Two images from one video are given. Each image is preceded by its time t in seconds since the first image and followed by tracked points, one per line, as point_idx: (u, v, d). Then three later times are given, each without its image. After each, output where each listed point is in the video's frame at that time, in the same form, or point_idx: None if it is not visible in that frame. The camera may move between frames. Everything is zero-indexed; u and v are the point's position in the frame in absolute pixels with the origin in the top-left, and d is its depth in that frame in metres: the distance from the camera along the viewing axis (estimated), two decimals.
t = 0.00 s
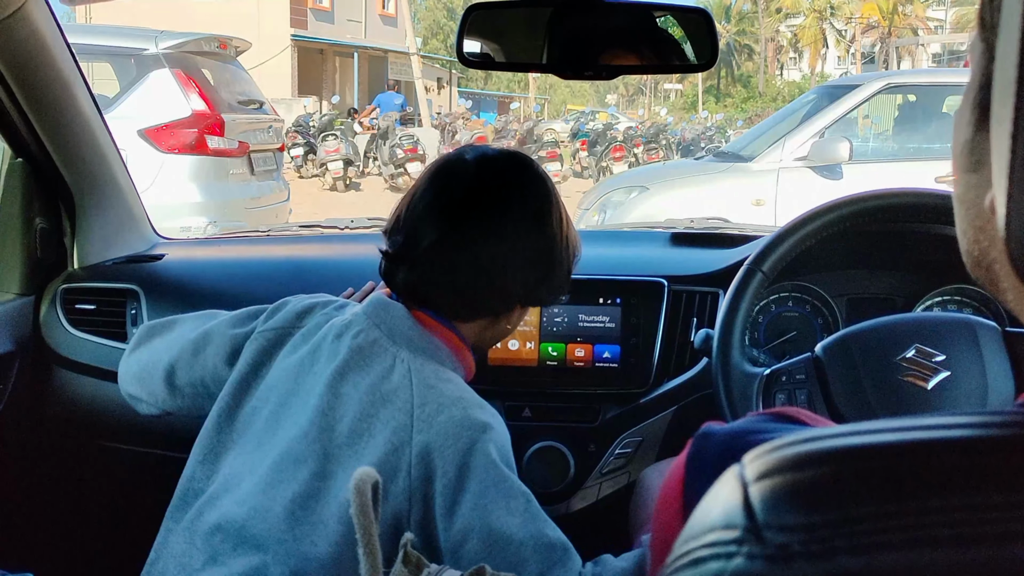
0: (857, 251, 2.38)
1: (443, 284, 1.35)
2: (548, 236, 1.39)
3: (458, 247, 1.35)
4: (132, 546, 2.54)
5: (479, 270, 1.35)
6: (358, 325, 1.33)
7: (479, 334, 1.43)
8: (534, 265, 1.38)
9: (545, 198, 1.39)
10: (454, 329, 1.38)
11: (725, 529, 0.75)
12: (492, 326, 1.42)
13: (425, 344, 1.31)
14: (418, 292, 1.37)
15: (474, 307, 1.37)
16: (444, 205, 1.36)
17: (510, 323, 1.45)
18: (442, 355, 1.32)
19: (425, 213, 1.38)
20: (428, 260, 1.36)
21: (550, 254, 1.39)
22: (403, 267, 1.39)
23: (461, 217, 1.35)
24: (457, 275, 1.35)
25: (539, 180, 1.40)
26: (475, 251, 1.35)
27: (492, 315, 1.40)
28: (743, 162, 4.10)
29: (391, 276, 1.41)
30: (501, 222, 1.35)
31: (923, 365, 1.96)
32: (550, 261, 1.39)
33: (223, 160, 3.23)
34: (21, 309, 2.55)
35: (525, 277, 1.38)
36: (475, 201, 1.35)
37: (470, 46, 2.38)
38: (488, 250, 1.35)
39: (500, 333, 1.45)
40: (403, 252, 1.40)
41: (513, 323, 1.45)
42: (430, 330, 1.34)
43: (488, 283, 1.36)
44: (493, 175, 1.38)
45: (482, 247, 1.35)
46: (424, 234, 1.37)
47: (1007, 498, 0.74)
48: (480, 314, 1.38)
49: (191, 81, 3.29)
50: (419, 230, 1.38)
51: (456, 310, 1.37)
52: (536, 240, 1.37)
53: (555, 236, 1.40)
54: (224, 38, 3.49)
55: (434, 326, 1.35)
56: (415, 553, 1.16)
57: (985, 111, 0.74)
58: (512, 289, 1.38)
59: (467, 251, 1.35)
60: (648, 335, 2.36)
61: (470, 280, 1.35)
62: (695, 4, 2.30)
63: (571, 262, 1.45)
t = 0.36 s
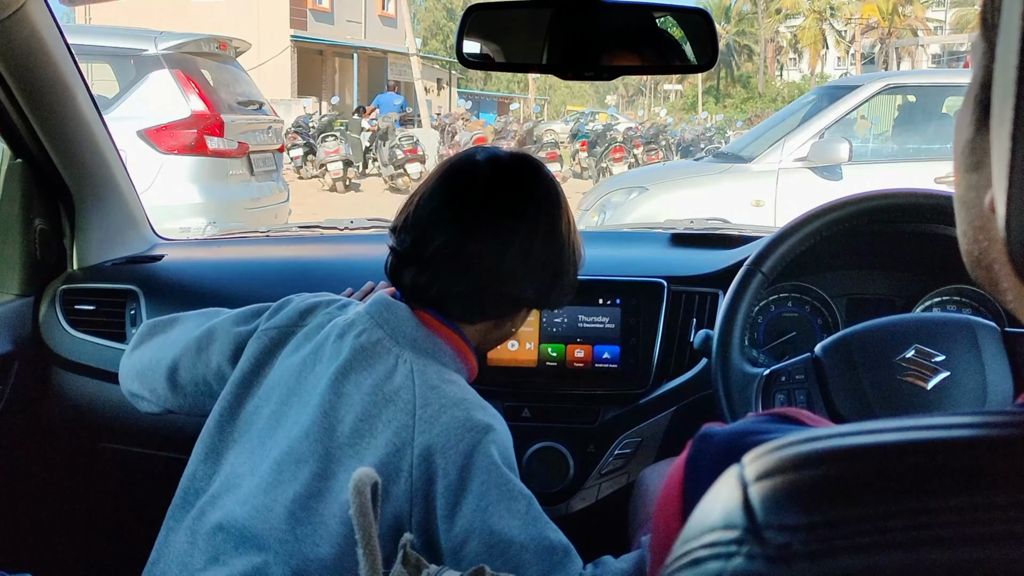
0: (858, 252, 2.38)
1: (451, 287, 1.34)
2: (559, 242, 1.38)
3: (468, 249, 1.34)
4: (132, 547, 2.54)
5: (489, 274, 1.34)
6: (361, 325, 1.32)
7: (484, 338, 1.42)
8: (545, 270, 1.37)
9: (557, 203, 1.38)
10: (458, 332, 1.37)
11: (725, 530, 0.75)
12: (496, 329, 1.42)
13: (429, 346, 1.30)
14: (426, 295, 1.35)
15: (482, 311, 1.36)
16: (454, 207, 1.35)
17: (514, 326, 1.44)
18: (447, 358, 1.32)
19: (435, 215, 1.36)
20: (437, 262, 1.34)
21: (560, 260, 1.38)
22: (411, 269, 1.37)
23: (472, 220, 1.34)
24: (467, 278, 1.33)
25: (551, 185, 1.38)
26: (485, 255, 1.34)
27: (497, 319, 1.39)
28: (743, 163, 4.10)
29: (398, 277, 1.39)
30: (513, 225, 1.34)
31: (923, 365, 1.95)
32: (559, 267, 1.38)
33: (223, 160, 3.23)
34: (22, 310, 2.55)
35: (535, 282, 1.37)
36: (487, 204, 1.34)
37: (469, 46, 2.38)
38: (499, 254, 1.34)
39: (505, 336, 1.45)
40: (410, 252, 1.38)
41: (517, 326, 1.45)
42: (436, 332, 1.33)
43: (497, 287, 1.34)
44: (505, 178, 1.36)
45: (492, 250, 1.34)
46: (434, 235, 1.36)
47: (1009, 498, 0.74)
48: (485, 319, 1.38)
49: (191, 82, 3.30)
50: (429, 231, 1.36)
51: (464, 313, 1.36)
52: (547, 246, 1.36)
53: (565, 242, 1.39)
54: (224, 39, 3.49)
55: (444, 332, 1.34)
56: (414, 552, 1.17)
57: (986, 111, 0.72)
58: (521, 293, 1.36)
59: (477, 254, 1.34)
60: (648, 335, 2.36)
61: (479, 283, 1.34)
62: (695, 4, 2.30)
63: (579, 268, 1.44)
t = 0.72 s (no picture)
0: (857, 251, 2.38)
1: (443, 278, 1.30)
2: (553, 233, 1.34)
3: (459, 239, 1.30)
4: (131, 547, 2.54)
5: (481, 264, 1.30)
6: (349, 323, 1.30)
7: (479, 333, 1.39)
8: (538, 261, 1.33)
9: (550, 192, 1.34)
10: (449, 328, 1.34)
11: (725, 525, 0.75)
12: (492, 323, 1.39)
13: (420, 344, 1.27)
14: (416, 287, 1.32)
15: (475, 303, 1.32)
16: (445, 196, 1.31)
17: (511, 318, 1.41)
18: (438, 355, 1.28)
19: (425, 204, 1.32)
20: (428, 252, 1.31)
21: (554, 251, 1.34)
22: (401, 259, 1.34)
23: (463, 209, 1.30)
24: (459, 269, 1.30)
25: (543, 173, 1.34)
26: (477, 245, 1.30)
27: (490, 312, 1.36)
28: (742, 163, 4.10)
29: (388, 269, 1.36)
30: (505, 215, 1.30)
31: (922, 364, 1.95)
32: (553, 258, 1.35)
33: (222, 161, 3.23)
34: (21, 309, 2.55)
35: (528, 273, 1.33)
36: (477, 193, 1.30)
37: (469, 46, 2.38)
38: (492, 244, 1.30)
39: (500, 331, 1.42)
40: (401, 243, 1.35)
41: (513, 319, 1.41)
42: (425, 329, 1.30)
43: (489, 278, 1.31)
44: (497, 166, 1.32)
45: (484, 241, 1.30)
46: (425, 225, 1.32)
47: (1011, 493, 0.74)
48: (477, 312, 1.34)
49: (190, 83, 3.30)
50: (419, 221, 1.33)
51: (456, 305, 1.32)
52: (540, 236, 1.32)
53: (559, 232, 1.35)
54: (224, 39, 3.50)
55: (435, 329, 1.31)
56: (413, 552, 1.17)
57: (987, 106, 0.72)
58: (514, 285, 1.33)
59: (469, 244, 1.30)
60: (647, 335, 2.36)
61: (471, 274, 1.30)
62: (694, 4, 2.30)
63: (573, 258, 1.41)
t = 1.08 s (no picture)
0: (859, 251, 2.39)
1: (423, 265, 1.21)
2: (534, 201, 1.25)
3: (435, 220, 1.21)
4: (132, 546, 2.54)
5: (462, 244, 1.22)
6: (330, 330, 1.22)
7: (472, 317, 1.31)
8: (522, 235, 1.24)
9: (524, 161, 1.25)
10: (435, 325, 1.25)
11: (727, 522, 0.76)
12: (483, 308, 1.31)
13: (400, 347, 1.18)
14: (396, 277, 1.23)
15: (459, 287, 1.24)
16: (415, 178, 1.22)
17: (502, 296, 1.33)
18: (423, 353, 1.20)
19: (393, 190, 1.23)
20: (403, 239, 1.22)
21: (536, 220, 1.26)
22: (376, 250, 1.24)
23: (435, 189, 1.21)
24: (438, 251, 1.21)
25: (516, 145, 1.26)
26: (455, 224, 1.21)
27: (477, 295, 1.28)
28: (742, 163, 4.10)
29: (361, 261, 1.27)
30: (480, 190, 1.21)
31: (923, 362, 1.95)
32: (537, 229, 1.26)
33: (223, 160, 3.21)
34: (21, 308, 2.55)
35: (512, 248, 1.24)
36: (448, 172, 1.21)
37: (470, 45, 2.38)
38: (470, 221, 1.21)
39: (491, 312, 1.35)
40: (373, 234, 1.25)
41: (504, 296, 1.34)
42: (406, 326, 1.22)
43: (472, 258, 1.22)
44: (465, 142, 1.24)
45: (461, 220, 1.21)
46: (395, 212, 1.22)
47: (1011, 491, 0.75)
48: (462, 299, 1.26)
49: (191, 81, 3.29)
50: (388, 209, 1.23)
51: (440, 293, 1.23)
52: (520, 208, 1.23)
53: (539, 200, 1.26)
54: (224, 39, 3.50)
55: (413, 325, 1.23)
56: (415, 549, 1.11)
57: (988, 106, 0.73)
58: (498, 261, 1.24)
59: (446, 225, 1.21)
60: (648, 334, 2.36)
61: (454, 258, 1.21)
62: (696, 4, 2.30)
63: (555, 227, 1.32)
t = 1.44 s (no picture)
0: (853, 250, 2.41)
1: (378, 261, 1.22)
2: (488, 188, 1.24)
3: (386, 216, 1.21)
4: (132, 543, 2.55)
5: (415, 237, 1.21)
6: (295, 337, 1.21)
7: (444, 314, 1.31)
8: (477, 227, 1.24)
9: (473, 148, 1.25)
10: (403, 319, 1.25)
11: (721, 515, 0.76)
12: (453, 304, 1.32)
13: (371, 346, 1.19)
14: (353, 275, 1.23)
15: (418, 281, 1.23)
16: (363, 176, 1.22)
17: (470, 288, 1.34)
18: (392, 350, 1.20)
19: (342, 191, 1.24)
20: (356, 236, 1.23)
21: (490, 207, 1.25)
22: (329, 253, 1.26)
23: (382, 184, 1.22)
24: (392, 245, 1.21)
25: (467, 139, 1.26)
26: (406, 218, 1.21)
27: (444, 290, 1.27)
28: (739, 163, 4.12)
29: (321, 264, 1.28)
30: (428, 180, 1.21)
31: (917, 360, 1.97)
32: (493, 221, 1.26)
33: (223, 161, 3.24)
34: (23, 306, 2.57)
35: (467, 237, 1.24)
36: (394, 171, 1.22)
37: (468, 46, 2.40)
38: (422, 214, 1.21)
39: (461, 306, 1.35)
40: (328, 235, 1.26)
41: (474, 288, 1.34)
42: (374, 327, 1.21)
43: (426, 250, 1.22)
44: (410, 136, 1.24)
45: (412, 212, 1.21)
46: (346, 211, 1.23)
47: (1008, 482, 0.75)
48: (428, 294, 1.25)
49: (191, 82, 3.30)
50: (339, 209, 1.24)
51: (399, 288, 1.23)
52: (471, 194, 1.23)
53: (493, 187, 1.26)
54: (224, 40, 3.53)
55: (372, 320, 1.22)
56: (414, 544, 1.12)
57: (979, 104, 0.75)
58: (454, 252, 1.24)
59: (398, 220, 1.21)
60: (645, 332, 2.38)
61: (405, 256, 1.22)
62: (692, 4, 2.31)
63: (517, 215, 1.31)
